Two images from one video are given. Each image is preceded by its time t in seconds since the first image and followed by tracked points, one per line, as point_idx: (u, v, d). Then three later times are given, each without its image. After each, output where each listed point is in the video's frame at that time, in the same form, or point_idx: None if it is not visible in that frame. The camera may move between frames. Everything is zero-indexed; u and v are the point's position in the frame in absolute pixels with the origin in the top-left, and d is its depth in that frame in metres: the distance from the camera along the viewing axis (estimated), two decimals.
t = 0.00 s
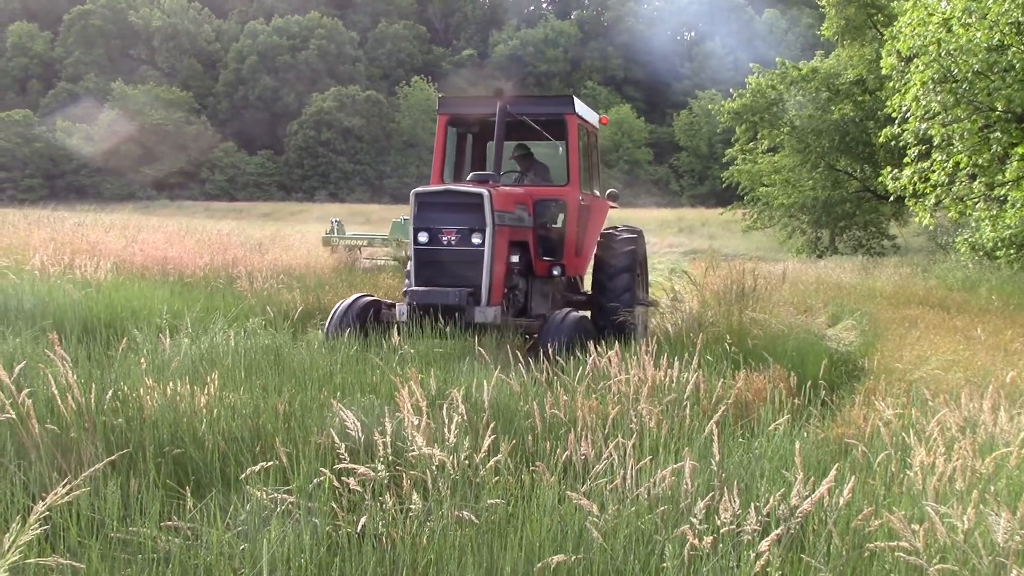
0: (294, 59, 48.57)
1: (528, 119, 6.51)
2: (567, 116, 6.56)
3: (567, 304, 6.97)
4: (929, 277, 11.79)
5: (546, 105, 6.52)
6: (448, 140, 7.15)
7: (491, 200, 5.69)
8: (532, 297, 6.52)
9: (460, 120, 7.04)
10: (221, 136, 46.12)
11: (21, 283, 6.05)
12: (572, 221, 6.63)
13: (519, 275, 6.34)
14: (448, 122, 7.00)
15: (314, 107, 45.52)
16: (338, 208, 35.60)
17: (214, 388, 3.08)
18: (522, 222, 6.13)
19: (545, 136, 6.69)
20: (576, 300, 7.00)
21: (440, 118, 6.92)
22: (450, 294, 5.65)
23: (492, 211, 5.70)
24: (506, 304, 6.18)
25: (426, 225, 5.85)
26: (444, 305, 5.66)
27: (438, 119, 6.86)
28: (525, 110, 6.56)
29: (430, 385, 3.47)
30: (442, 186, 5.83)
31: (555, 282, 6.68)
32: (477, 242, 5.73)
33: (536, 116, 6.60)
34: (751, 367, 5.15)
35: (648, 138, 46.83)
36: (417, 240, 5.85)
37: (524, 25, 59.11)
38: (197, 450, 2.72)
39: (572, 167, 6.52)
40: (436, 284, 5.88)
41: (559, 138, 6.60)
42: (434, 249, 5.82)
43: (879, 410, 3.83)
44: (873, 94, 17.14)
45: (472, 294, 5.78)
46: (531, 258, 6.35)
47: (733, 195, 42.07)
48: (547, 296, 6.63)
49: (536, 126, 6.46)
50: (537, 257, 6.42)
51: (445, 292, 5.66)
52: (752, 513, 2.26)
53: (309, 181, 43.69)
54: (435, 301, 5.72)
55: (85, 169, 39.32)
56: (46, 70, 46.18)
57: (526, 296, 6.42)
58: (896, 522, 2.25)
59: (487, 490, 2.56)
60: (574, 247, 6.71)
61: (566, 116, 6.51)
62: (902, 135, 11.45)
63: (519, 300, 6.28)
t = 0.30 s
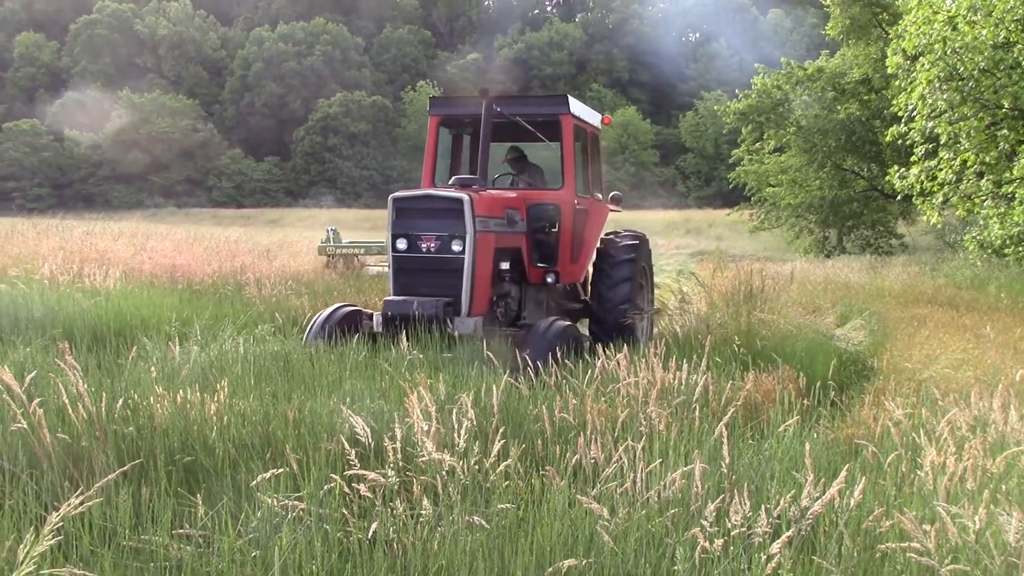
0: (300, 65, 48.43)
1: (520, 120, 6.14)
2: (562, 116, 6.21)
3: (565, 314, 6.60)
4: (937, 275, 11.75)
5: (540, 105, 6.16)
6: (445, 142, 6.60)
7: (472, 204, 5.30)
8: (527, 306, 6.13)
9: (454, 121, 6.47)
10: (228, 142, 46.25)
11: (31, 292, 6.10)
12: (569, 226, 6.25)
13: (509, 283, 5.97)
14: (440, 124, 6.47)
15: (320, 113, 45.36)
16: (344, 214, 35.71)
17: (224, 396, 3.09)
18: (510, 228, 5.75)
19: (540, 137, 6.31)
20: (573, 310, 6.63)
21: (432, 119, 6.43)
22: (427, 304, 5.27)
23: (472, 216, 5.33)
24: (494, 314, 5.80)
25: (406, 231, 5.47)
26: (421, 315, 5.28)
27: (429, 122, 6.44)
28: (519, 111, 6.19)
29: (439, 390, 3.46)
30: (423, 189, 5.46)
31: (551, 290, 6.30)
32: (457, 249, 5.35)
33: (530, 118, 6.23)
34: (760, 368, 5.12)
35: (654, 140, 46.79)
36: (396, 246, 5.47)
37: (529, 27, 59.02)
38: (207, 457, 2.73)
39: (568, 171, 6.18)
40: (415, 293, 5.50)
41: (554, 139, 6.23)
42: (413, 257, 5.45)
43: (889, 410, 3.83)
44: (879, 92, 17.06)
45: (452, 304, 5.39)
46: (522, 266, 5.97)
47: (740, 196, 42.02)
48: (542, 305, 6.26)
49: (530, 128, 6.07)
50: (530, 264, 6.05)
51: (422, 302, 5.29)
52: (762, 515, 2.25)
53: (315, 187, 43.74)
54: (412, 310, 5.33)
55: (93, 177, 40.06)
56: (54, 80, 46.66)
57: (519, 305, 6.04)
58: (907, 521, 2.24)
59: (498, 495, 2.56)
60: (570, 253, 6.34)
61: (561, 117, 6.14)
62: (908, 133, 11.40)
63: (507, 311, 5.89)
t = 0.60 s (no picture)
0: (309, 76, 48.33)
1: (516, 125, 5.90)
2: (558, 121, 5.95)
3: (561, 328, 6.33)
4: (949, 282, 11.71)
5: (537, 110, 5.91)
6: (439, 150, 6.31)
7: (454, 214, 5.01)
8: (520, 320, 5.88)
9: (449, 129, 6.22)
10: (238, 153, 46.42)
11: (44, 303, 6.15)
12: (563, 236, 5.99)
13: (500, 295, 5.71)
14: (432, 128, 6.19)
15: (330, 124, 45.09)
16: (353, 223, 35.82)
17: (235, 407, 3.10)
18: (500, 238, 5.47)
19: (536, 144, 6.06)
20: (568, 323, 6.39)
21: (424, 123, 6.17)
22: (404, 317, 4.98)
23: (456, 225, 5.03)
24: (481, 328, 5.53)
25: (386, 241, 5.19)
26: (396, 328, 5.00)
27: (422, 128, 6.19)
28: (514, 115, 5.94)
29: (451, 400, 3.45)
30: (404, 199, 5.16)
31: (546, 302, 6.03)
32: (439, 260, 5.06)
33: (526, 123, 5.99)
34: (771, 377, 5.10)
35: (663, 149, 46.81)
36: (375, 256, 5.20)
37: (538, 37, 59.05)
38: (219, 468, 2.74)
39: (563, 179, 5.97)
40: (396, 305, 5.21)
41: (551, 145, 5.99)
42: (394, 268, 5.17)
43: (900, 418, 3.83)
44: (889, 99, 17.01)
45: (432, 317, 5.09)
46: (513, 277, 5.73)
47: (750, 204, 42.01)
48: (536, 319, 5.99)
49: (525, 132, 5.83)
50: (522, 276, 5.79)
51: (400, 316, 4.99)
52: (775, 525, 2.24)
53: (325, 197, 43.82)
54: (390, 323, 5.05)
55: (105, 188, 40.63)
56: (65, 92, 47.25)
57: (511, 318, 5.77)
58: (920, 532, 2.23)
59: (508, 506, 2.54)
60: (565, 264, 6.08)
61: (557, 121, 5.90)
62: (918, 141, 11.38)
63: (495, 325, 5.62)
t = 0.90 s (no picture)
0: (318, 91, 48.03)
1: (505, 135, 5.66)
2: (548, 130, 5.70)
3: (555, 346, 6.04)
4: (960, 295, 11.64)
5: (524, 119, 5.67)
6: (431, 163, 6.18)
7: (427, 226, 4.78)
8: (509, 339, 5.58)
9: (438, 139, 6.05)
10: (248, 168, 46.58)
11: (55, 320, 6.19)
12: (554, 250, 5.73)
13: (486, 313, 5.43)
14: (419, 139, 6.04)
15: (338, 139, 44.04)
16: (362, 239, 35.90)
17: (246, 423, 3.10)
18: (482, 252, 5.20)
19: (526, 154, 5.81)
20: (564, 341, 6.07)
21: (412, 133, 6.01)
22: (371, 336, 4.72)
23: (429, 239, 4.80)
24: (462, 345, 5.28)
25: (360, 256, 4.99)
26: (363, 346, 4.73)
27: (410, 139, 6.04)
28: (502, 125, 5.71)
29: (460, 416, 3.43)
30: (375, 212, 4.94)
31: (537, 319, 5.74)
32: (412, 276, 4.83)
33: (514, 132, 5.75)
34: (781, 392, 5.03)
35: (672, 162, 46.83)
36: (347, 272, 5.01)
37: (545, 51, 59.15)
38: (228, 483, 2.71)
39: (553, 190, 5.69)
40: (369, 324, 5.00)
41: (540, 155, 5.73)
42: (366, 285, 4.97)
43: (913, 433, 3.80)
44: (897, 112, 16.98)
45: (403, 336, 4.84)
46: (499, 292, 5.46)
47: (759, 217, 41.99)
48: (526, 337, 5.71)
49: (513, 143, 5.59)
50: (510, 291, 5.52)
51: (368, 335, 4.73)
52: (788, 542, 2.21)
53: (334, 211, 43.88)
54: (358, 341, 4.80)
55: (116, 205, 41.06)
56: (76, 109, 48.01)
57: (498, 336, 5.50)
58: (933, 548, 2.21)
59: (519, 522, 2.52)
60: (558, 279, 5.80)
61: (546, 130, 5.65)
62: (927, 153, 11.35)
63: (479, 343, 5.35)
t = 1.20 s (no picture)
0: (327, 106, 47.54)
1: (487, 144, 5.52)
2: (534, 140, 5.56)
3: (542, 365, 5.80)
4: (970, 311, 11.56)
5: (509, 128, 5.54)
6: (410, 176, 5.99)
7: (394, 237, 4.58)
8: (494, 357, 5.31)
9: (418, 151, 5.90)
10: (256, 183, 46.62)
11: (64, 335, 6.19)
12: (540, 264, 5.50)
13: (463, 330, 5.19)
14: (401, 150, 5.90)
15: (347, 154, 43.72)
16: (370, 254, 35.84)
17: (254, 439, 3.10)
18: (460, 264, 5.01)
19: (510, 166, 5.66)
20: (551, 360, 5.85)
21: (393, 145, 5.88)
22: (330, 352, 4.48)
23: (396, 251, 4.59)
24: (438, 363, 5.07)
25: (325, 270, 4.78)
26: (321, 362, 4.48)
27: (392, 149, 5.91)
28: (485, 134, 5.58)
29: (469, 432, 3.43)
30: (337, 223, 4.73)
31: (522, 336, 5.50)
32: (379, 289, 4.61)
33: (498, 143, 5.61)
34: (790, 408, 4.99)
35: (680, 177, 46.79)
36: (311, 286, 4.80)
37: (553, 67, 59.17)
38: (237, 500, 2.69)
39: (537, 201, 5.51)
40: (334, 339, 4.76)
41: (525, 166, 5.59)
42: (329, 299, 4.75)
43: (924, 450, 3.77)
44: (906, 127, 17.01)
45: (367, 353, 4.61)
46: (481, 307, 5.26)
47: (767, 232, 41.90)
48: (511, 355, 5.47)
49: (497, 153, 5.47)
50: (492, 307, 5.31)
51: (326, 351, 4.49)
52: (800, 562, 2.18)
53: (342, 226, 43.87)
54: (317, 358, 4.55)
55: (125, 220, 41.25)
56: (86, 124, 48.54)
57: (482, 353, 5.26)
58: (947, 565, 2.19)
59: (529, 540, 2.50)
60: (543, 295, 5.57)
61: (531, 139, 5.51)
62: (936, 168, 11.32)
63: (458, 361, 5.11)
